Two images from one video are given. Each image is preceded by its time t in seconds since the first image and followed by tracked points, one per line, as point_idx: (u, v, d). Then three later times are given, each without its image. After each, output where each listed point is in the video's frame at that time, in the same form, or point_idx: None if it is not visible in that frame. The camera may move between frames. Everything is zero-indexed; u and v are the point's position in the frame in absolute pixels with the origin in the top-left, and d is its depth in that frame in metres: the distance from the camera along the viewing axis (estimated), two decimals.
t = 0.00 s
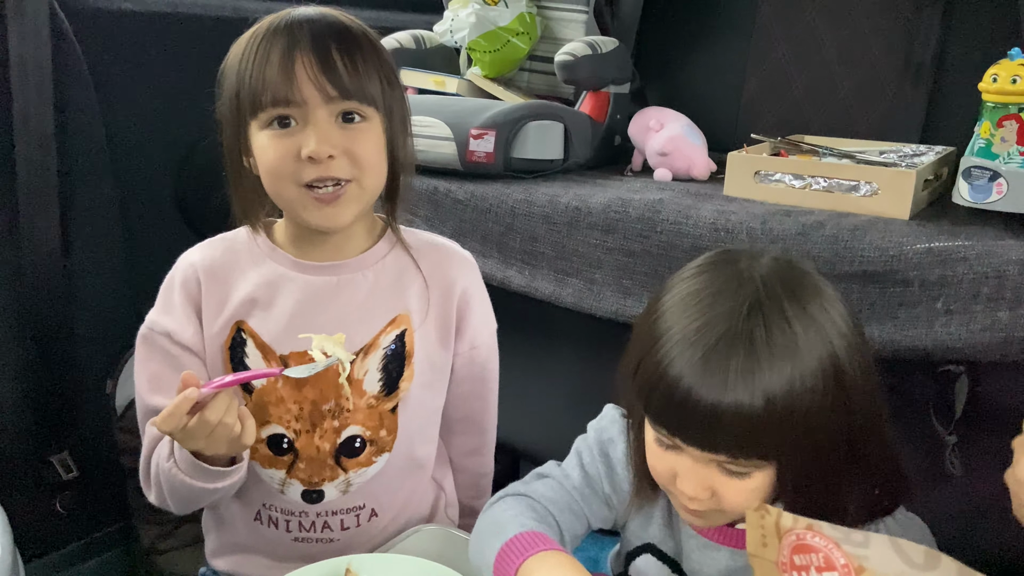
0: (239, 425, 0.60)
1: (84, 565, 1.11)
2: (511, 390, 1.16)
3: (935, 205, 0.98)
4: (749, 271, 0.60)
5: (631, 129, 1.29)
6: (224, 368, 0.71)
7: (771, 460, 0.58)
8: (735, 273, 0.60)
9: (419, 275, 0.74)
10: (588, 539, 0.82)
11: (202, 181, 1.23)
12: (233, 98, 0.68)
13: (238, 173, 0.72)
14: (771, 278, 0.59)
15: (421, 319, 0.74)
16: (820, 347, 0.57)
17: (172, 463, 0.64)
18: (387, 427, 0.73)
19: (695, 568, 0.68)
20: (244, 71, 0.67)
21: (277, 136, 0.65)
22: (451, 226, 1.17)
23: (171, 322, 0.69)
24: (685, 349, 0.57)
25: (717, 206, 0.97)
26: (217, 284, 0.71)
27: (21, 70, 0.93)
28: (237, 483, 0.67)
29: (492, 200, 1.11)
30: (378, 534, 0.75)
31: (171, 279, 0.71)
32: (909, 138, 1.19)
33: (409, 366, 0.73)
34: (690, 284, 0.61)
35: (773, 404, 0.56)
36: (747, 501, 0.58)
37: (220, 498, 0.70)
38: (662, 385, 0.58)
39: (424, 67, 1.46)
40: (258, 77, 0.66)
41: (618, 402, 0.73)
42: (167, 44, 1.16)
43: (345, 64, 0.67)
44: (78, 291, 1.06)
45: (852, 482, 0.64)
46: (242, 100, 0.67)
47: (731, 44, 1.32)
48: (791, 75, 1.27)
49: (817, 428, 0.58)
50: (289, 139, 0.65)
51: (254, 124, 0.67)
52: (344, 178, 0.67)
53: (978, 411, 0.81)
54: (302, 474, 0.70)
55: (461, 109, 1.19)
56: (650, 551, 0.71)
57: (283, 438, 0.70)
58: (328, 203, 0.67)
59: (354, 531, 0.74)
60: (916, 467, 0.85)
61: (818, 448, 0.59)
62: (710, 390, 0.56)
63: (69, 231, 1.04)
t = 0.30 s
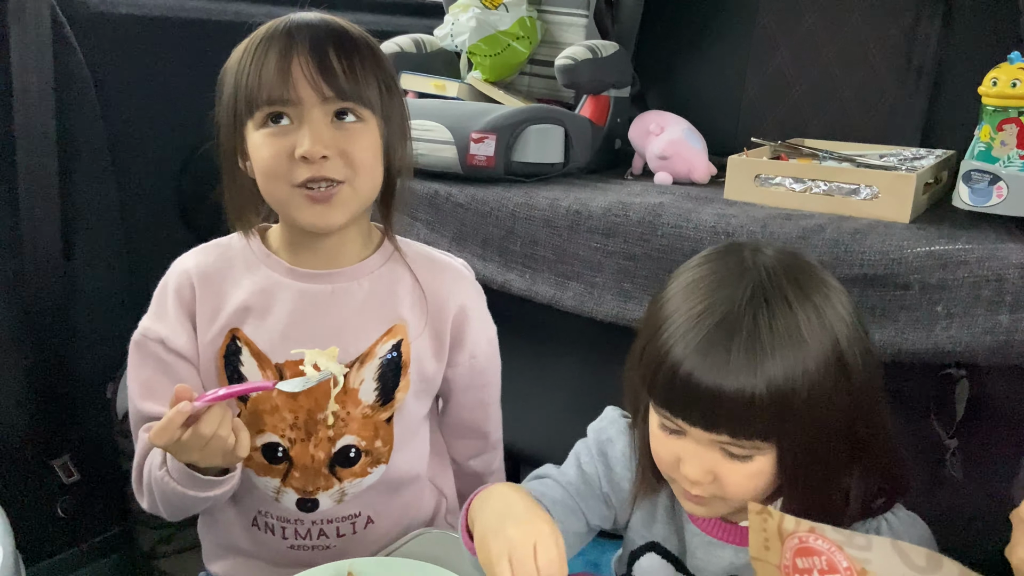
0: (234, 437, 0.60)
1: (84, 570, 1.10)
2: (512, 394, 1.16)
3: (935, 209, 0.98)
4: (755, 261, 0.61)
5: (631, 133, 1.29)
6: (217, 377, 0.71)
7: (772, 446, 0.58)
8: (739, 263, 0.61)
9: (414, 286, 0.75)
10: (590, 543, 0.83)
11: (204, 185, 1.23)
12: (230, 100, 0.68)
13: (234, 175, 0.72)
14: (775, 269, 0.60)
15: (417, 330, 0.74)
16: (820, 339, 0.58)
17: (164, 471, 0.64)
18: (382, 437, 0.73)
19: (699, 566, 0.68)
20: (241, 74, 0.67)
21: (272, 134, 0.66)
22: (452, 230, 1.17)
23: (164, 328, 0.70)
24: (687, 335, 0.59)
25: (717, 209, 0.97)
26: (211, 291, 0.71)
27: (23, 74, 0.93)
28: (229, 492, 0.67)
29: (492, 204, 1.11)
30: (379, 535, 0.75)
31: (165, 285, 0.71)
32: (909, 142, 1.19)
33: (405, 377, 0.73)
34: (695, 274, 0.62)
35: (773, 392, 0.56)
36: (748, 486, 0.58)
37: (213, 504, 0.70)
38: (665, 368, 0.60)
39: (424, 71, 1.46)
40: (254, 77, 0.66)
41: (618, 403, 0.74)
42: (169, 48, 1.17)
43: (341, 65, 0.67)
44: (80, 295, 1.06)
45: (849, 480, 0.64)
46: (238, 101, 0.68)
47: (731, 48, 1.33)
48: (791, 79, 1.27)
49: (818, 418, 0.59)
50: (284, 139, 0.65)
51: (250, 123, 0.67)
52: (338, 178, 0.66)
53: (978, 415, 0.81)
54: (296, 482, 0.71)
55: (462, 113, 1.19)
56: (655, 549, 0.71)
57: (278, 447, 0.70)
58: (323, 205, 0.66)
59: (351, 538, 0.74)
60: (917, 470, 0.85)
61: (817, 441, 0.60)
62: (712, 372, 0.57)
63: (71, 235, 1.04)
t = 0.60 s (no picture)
0: (246, 441, 0.61)
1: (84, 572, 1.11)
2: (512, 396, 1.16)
3: (934, 210, 0.98)
4: (737, 258, 0.62)
5: (631, 135, 1.29)
6: (230, 377, 0.71)
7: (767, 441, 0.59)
8: (723, 261, 0.62)
9: (428, 293, 0.74)
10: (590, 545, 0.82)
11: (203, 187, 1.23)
12: (238, 101, 0.69)
13: (245, 179, 0.72)
14: (760, 266, 0.61)
15: (429, 336, 0.74)
16: (809, 332, 0.59)
17: (173, 470, 0.64)
18: (391, 444, 0.73)
19: (698, 568, 0.68)
20: (247, 74, 0.67)
21: (283, 131, 0.66)
22: (452, 232, 1.17)
23: (178, 325, 0.69)
24: (674, 334, 0.59)
25: (717, 211, 0.98)
26: (226, 288, 0.71)
27: (23, 77, 0.93)
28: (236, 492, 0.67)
29: (492, 206, 1.11)
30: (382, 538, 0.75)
31: (180, 281, 0.71)
32: (908, 143, 1.20)
33: (416, 383, 0.73)
34: (682, 274, 0.63)
35: (766, 386, 0.57)
36: (746, 482, 0.59)
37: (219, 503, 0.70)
38: (653, 367, 0.60)
39: (424, 74, 1.46)
40: (258, 76, 0.66)
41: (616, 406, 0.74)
42: (168, 50, 1.17)
43: (346, 58, 0.67)
44: (79, 299, 1.06)
45: (841, 476, 0.65)
46: (244, 100, 0.68)
47: (731, 49, 1.33)
48: (790, 80, 1.28)
49: (811, 411, 0.59)
50: (293, 134, 0.65)
51: (260, 124, 0.67)
52: (350, 169, 0.66)
53: (978, 417, 0.81)
54: (304, 485, 0.71)
55: (462, 115, 1.19)
56: (654, 551, 0.71)
57: (287, 449, 0.70)
58: (335, 200, 0.66)
59: (355, 542, 0.74)
60: (915, 472, 0.85)
61: (811, 436, 0.60)
62: (698, 370, 0.58)
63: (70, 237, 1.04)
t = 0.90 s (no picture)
0: (256, 445, 0.61)
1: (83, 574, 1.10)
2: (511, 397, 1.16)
3: (932, 211, 0.98)
4: (741, 258, 0.62)
5: (630, 136, 1.29)
6: (229, 382, 0.71)
7: (772, 439, 0.59)
8: (729, 261, 0.62)
9: (428, 296, 0.74)
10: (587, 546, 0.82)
11: (202, 188, 1.23)
12: (250, 99, 0.68)
13: (248, 181, 0.71)
14: (767, 266, 0.61)
15: (429, 340, 0.74)
16: (814, 332, 0.59)
17: (178, 476, 0.64)
18: (392, 448, 0.73)
19: (698, 569, 0.68)
20: (263, 72, 0.67)
21: (299, 130, 0.65)
22: (451, 233, 1.17)
23: (177, 331, 0.69)
24: (678, 334, 0.59)
25: (716, 212, 0.98)
26: (225, 294, 0.70)
27: (21, 77, 0.93)
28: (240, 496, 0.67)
29: (491, 207, 1.11)
30: (382, 541, 0.75)
31: (179, 286, 0.71)
32: (907, 144, 1.20)
33: (416, 387, 0.73)
34: (686, 273, 0.63)
35: (772, 386, 0.57)
36: (749, 481, 0.59)
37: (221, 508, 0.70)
38: (656, 366, 0.60)
39: (423, 75, 1.46)
40: (276, 74, 0.66)
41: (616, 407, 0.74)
42: (167, 51, 1.17)
43: (368, 60, 0.68)
44: (78, 300, 1.06)
45: (840, 476, 0.65)
46: (258, 98, 0.67)
47: (729, 51, 1.33)
48: (788, 82, 1.28)
49: (815, 412, 0.59)
50: (312, 133, 0.65)
51: (274, 121, 0.67)
52: (367, 172, 0.66)
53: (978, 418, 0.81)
54: (305, 490, 0.70)
55: (461, 116, 1.19)
56: (654, 553, 0.71)
57: (287, 454, 0.70)
58: (348, 203, 0.66)
59: (356, 545, 0.74)
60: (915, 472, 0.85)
61: (814, 437, 0.60)
62: (701, 369, 0.58)
63: (69, 239, 1.04)
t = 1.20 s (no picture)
0: (243, 453, 0.61)
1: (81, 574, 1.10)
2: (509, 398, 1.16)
3: (931, 212, 0.98)
4: (736, 258, 0.62)
5: (629, 137, 1.30)
6: (222, 387, 0.71)
7: (768, 437, 0.59)
8: (723, 259, 0.62)
9: (421, 300, 0.74)
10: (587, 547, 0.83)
11: (200, 188, 1.23)
12: (237, 101, 0.68)
13: (235, 186, 0.71)
14: (761, 264, 0.61)
15: (422, 345, 0.74)
16: (811, 329, 0.59)
17: (168, 482, 0.64)
18: (386, 452, 0.73)
19: (696, 571, 0.68)
20: (247, 72, 0.67)
21: (286, 130, 0.65)
22: (449, 233, 1.18)
23: (169, 337, 0.70)
24: (672, 333, 0.59)
25: (714, 213, 0.98)
26: (215, 299, 0.71)
27: (19, 76, 0.93)
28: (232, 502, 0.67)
29: (489, 207, 1.11)
30: (378, 543, 0.76)
31: (170, 292, 0.71)
32: (905, 145, 1.20)
33: (410, 391, 0.73)
34: (681, 272, 0.63)
35: (768, 383, 0.57)
36: (746, 478, 0.59)
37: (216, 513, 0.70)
38: (653, 365, 0.60)
39: (422, 75, 1.46)
40: (264, 74, 0.66)
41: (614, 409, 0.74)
42: (166, 51, 1.17)
43: (355, 59, 0.68)
44: (76, 300, 1.06)
45: (835, 474, 0.65)
46: (245, 99, 0.67)
47: (728, 51, 1.33)
48: (787, 82, 1.28)
49: (810, 410, 0.59)
50: (301, 134, 0.65)
51: (261, 122, 0.67)
52: (357, 172, 0.66)
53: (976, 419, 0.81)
54: (299, 495, 0.70)
55: (459, 117, 1.19)
56: (652, 554, 0.71)
57: (281, 460, 0.70)
58: (341, 202, 0.66)
59: (353, 549, 0.74)
60: (913, 473, 0.85)
61: (810, 436, 0.60)
62: (697, 367, 0.58)
63: (67, 239, 1.04)
